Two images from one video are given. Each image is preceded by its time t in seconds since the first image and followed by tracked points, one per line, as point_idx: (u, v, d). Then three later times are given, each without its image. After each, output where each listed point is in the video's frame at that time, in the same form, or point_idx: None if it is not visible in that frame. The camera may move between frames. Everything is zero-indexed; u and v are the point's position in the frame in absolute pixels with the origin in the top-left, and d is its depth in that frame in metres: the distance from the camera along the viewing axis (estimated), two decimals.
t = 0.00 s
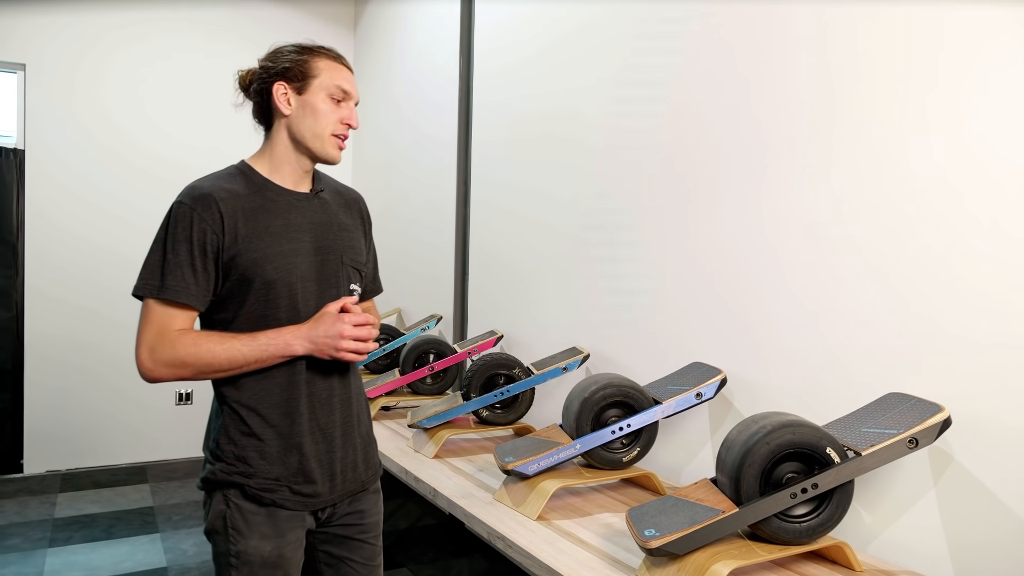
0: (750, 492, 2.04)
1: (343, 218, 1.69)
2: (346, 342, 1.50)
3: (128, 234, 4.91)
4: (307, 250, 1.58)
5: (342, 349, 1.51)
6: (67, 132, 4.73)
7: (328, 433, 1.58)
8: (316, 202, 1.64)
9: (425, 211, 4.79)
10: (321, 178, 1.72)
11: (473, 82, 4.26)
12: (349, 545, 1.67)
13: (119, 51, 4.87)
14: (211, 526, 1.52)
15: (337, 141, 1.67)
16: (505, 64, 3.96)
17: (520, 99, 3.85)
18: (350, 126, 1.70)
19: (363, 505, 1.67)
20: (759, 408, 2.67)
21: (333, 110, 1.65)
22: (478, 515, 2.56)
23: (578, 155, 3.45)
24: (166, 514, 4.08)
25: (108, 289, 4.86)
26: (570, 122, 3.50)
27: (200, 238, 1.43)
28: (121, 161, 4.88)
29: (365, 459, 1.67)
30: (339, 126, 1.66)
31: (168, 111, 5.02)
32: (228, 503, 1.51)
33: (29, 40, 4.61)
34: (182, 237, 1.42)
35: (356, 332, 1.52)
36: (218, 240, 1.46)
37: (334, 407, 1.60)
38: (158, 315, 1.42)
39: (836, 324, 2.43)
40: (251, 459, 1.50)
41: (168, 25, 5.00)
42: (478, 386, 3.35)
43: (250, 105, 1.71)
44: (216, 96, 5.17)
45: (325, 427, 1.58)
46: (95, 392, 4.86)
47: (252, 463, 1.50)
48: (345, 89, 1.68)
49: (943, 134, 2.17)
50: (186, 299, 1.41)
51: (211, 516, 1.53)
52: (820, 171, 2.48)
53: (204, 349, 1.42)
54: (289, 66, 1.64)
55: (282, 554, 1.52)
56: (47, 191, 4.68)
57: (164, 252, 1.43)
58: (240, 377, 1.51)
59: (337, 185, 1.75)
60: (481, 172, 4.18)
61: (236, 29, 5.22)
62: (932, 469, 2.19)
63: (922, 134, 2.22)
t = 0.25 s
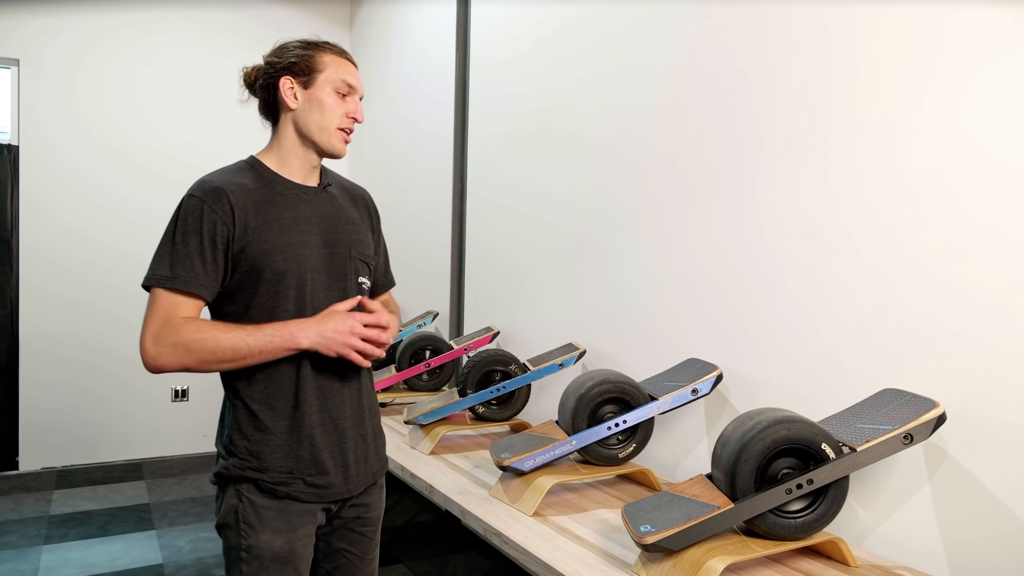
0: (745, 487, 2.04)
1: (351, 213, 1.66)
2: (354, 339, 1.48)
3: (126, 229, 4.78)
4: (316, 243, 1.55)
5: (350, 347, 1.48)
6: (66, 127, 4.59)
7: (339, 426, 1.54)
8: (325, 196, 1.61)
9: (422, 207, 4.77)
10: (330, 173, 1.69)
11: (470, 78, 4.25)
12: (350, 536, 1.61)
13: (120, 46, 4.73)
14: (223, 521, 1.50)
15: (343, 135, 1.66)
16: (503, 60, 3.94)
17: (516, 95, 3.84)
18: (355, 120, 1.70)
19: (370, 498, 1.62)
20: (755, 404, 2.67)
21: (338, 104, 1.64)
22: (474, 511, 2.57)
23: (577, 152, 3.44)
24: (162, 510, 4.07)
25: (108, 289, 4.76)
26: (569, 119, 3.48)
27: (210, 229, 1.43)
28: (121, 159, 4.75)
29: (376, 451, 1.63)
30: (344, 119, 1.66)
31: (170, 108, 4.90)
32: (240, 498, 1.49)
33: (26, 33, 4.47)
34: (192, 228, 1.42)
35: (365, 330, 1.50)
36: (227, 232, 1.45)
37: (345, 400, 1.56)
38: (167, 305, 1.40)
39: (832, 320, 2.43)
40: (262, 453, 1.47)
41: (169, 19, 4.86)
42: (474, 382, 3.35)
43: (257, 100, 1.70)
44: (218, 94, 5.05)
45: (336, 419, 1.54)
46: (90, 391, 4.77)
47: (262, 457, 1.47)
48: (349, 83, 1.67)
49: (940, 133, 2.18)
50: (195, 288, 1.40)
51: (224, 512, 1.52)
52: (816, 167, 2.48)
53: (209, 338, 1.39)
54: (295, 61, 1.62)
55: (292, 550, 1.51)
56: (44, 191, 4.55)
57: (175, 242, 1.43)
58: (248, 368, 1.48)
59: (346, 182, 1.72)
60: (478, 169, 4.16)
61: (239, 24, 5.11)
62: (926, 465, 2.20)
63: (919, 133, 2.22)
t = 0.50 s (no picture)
0: (742, 487, 2.04)
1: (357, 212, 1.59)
2: (322, 250, 1.26)
3: (124, 226, 4.75)
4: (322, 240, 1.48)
5: (321, 261, 1.26)
6: (62, 123, 4.56)
7: (343, 421, 1.46)
8: (332, 195, 1.55)
9: (418, 204, 4.76)
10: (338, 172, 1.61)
11: (466, 76, 4.24)
12: (353, 538, 1.54)
13: (115, 42, 4.70)
14: (224, 517, 1.43)
15: (325, 130, 1.51)
16: (500, 57, 3.93)
17: (513, 93, 3.83)
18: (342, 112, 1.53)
19: (373, 498, 1.54)
20: (751, 404, 2.67)
21: (319, 97, 1.51)
22: (469, 510, 2.56)
23: (573, 150, 3.43)
24: (157, 507, 4.06)
25: (105, 287, 4.71)
26: (565, 117, 3.48)
27: (215, 223, 1.36)
28: (117, 155, 4.72)
29: (380, 450, 1.54)
30: (326, 113, 1.51)
31: (166, 104, 4.87)
32: (241, 493, 1.42)
33: (20, 29, 4.43)
34: (197, 222, 1.35)
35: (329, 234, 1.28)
36: (232, 226, 1.38)
37: (351, 397, 1.48)
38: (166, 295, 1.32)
39: (830, 319, 2.42)
40: (263, 448, 1.40)
41: (164, 14, 4.83)
42: (470, 380, 3.34)
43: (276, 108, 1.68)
44: (215, 90, 5.03)
45: (340, 414, 1.46)
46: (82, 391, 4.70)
47: (264, 453, 1.40)
48: (332, 75, 1.53)
49: (934, 134, 2.18)
50: (198, 281, 1.32)
51: (225, 507, 1.44)
52: (812, 168, 2.48)
53: (196, 312, 1.27)
54: (284, 66, 1.56)
55: (294, 545, 1.43)
56: (40, 186, 4.51)
57: (179, 236, 1.35)
58: (250, 361, 1.41)
59: (355, 182, 1.64)
60: (474, 167, 4.16)
61: (234, 19, 5.08)
62: (922, 464, 2.20)
63: (913, 134, 2.22)
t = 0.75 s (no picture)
0: (739, 485, 2.04)
1: (364, 213, 1.56)
2: (311, 263, 1.20)
3: (123, 225, 4.73)
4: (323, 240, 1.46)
5: (311, 275, 1.20)
6: (59, 122, 4.54)
7: (343, 421, 1.45)
8: (337, 195, 1.52)
9: (415, 204, 4.75)
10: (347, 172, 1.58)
11: (464, 74, 4.22)
12: (352, 539, 1.53)
13: (112, 41, 4.69)
14: (223, 514, 1.42)
15: (317, 123, 1.48)
16: (498, 57, 3.92)
17: (511, 93, 3.82)
18: (336, 103, 1.50)
19: (375, 500, 1.53)
20: (749, 403, 2.67)
21: (310, 92, 1.50)
22: (467, 509, 2.56)
23: (571, 150, 3.43)
24: (154, 507, 4.05)
25: (102, 286, 4.70)
26: (562, 117, 3.48)
27: (216, 222, 1.35)
28: (114, 154, 4.70)
29: (382, 452, 1.53)
30: (317, 106, 1.49)
31: (164, 102, 4.85)
32: (240, 491, 1.41)
33: (17, 28, 4.42)
34: (198, 222, 1.35)
35: (320, 245, 1.21)
36: (233, 226, 1.37)
37: (351, 398, 1.47)
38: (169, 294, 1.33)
39: (827, 317, 2.42)
40: (262, 446, 1.40)
41: (162, 13, 4.81)
42: (467, 379, 3.34)
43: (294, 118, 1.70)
44: (213, 89, 5.02)
45: (339, 414, 1.45)
46: (79, 392, 4.68)
47: (262, 450, 1.40)
48: (321, 70, 1.52)
49: (931, 133, 2.18)
50: (198, 281, 1.32)
51: (225, 503, 1.44)
52: (808, 167, 2.48)
53: (198, 316, 1.27)
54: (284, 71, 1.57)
55: (292, 544, 1.42)
56: (37, 186, 4.49)
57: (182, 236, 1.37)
58: (250, 359, 1.41)
59: (365, 184, 1.61)
60: (472, 166, 4.15)
61: (231, 18, 5.06)
62: (919, 463, 2.20)
63: (910, 133, 2.22)
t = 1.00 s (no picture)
0: (739, 485, 2.03)
1: (370, 211, 1.54)
2: (352, 309, 1.37)
3: (122, 222, 4.72)
4: (325, 238, 1.45)
5: (348, 317, 1.37)
6: (57, 120, 4.53)
7: (341, 420, 1.44)
8: (342, 194, 1.50)
9: (414, 202, 4.74)
10: (353, 169, 1.56)
11: (463, 73, 4.22)
12: (352, 538, 1.52)
13: (111, 38, 4.67)
14: (221, 509, 1.43)
15: (318, 117, 1.48)
16: (497, 55, 3.91)
17: (510, 92, 3.82)
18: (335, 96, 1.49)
19: (375, 500, 1.51)
20: (747, 403, 2.66)
21: (309, 87, 1.49)
22: (465, 508, 2.55)
23: (570, 149, 3.42)
24: (151, 505, 4.05)
25: (100, 284, 4.69)
26: (561, 116, 3.47)
27: (217, 219, 1.36)
28: (113, 152, 4.69)
29: (383, 454, 1.51)
30: (316, 99, 1.48)
31: (163, 100, 4.84)
32: (238, 486, 1.41)
33: (15, 25, 4.40)
34: (201, 220, 1.36)
35: (363, 297, 1.39)
36: (235, 223, 1.37)
37: (349, 398, 1.45)
38: (175, 290, 1.36)
39: (826, 316, 2.41)
40: (259, 442, 1.39)
41: (160, 11, 4.80)
42: (466, 378, 3.33)
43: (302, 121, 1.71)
44: (212, 87, 5.01)
45: (338, 413, 1.43)
46: (78, 390, 4.67)
47: (258, 447, 1.39)
48: (319, 65, 1.52)
49: (930, 133, 2.17)
50: (199, 277, 1.34)
51: (224, 498, 1.44)
52: (806, 168, 2.48)
53: (212, 321, 1.33)
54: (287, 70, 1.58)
55: (289, 542, 1.41)
56: (34, 185, 4.48)
57: (187, 233, 1.38)
58: (249, 356, 1.41)
59: (373, 182, 1.59)
60: (471, 165, 4.14)
61: (230, 16, 5.05)
62: (918, 463, 2.19)
63: (909, 132, 2.21)
